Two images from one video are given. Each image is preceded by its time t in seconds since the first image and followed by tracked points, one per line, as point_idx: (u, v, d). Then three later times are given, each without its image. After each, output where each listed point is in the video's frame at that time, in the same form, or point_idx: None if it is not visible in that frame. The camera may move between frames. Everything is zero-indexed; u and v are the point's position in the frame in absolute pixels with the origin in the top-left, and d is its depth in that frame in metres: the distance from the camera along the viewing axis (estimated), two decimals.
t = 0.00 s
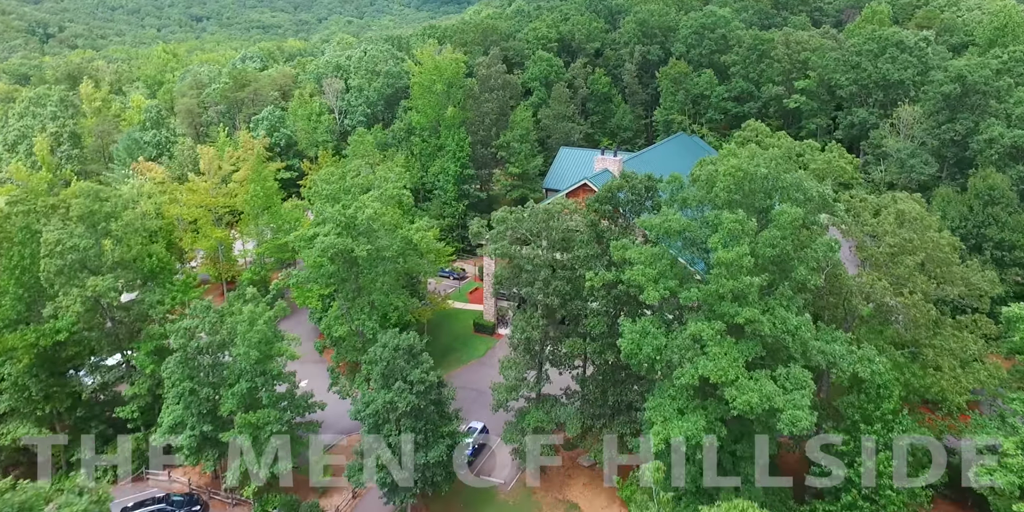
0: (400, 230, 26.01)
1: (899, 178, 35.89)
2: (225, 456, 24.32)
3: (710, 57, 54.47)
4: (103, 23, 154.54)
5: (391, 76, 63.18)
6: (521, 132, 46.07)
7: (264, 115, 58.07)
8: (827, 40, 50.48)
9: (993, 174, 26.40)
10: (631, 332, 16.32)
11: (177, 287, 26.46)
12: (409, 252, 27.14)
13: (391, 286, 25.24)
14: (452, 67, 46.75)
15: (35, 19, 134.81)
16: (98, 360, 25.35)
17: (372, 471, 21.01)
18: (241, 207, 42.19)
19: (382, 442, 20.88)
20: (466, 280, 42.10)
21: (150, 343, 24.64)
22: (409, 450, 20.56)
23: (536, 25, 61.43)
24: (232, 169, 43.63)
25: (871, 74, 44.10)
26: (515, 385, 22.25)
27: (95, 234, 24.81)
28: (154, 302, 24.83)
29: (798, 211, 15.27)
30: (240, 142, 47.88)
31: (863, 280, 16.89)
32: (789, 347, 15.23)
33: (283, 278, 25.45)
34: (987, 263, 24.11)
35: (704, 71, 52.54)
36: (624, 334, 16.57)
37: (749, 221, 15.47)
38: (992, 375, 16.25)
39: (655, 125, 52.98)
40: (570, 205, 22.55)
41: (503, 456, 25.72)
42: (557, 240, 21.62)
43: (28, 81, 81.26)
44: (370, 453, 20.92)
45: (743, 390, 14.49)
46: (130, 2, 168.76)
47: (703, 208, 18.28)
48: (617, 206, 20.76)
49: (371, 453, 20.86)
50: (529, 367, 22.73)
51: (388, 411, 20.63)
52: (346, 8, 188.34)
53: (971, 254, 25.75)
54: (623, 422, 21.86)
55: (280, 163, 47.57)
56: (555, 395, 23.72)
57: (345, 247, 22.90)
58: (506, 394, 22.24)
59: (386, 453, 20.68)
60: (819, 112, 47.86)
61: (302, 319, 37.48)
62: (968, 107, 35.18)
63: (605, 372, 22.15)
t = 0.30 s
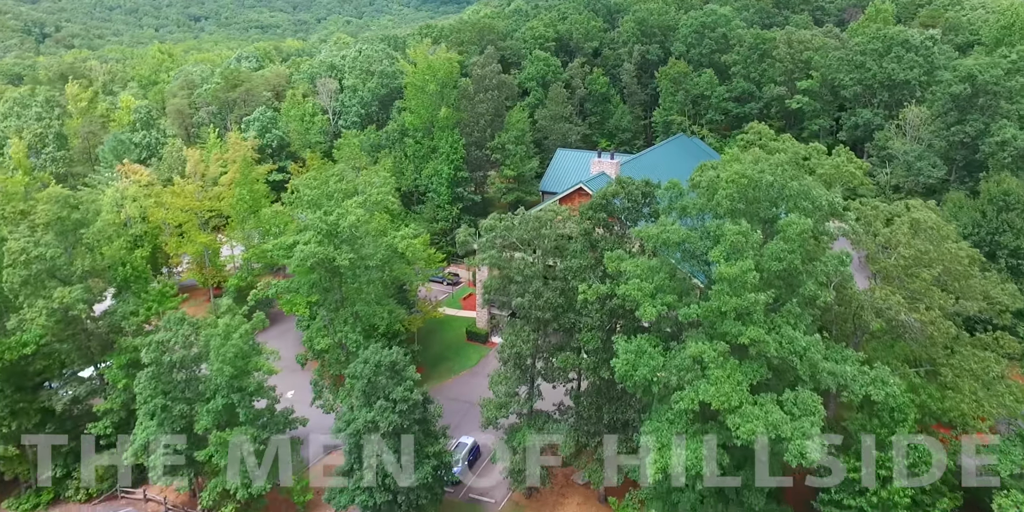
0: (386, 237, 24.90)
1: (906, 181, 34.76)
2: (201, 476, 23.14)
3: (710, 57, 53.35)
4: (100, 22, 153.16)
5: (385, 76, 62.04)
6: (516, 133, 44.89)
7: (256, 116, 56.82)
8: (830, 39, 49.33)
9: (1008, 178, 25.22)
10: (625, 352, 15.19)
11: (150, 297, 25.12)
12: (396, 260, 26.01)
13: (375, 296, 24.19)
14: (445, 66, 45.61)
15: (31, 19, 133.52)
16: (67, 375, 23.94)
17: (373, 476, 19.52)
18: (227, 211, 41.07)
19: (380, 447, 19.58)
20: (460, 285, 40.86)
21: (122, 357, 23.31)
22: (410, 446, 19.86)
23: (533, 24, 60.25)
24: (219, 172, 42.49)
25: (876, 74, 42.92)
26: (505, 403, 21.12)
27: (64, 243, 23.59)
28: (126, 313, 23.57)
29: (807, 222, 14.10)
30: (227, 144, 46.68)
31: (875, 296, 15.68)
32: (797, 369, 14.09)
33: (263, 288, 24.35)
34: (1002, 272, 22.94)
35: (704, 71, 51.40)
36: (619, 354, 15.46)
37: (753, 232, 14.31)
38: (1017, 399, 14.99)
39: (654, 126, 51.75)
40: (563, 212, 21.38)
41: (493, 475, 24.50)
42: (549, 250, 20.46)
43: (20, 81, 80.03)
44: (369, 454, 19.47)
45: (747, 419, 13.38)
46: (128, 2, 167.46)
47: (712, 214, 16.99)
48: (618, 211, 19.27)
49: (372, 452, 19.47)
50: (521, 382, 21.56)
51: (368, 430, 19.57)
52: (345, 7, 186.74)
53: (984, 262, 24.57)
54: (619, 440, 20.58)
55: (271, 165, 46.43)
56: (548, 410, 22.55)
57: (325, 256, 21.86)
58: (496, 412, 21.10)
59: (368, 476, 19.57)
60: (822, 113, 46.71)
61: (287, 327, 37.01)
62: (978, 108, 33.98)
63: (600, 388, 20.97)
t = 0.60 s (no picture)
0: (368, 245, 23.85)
1: (912, 184, 33.66)
2: (175, 496, 21.98)
3: (710, 56, 52.23)
4: (97, 22, 151.80)
5: (380, 76, 60.85)
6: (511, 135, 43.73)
7: (247, 117, 55.59)
8: (833, 38, 48.18)
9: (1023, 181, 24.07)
10: (620, 374, 14.04)
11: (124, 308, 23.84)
12: (380, 268, 24.93)
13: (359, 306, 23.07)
14: (438, 66, 44.44)
15: (27, 19, 132.20)
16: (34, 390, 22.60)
17: (374, 474, 18.45)
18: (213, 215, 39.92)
19: (381, 451, 18.60)
20: (454, 292, 39.72)
21: (91, 371, 22.07)
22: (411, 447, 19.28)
23: (530, 23, 59.07)
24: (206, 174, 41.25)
25: (881, 73, 41.76)
26: (494, 421, 19.96)
27: (30, 252, 22.36)
28: (97, 325, 22.37)
29: (816, 235, 12.98)
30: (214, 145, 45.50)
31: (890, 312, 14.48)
32: (806, 394, 12.95)
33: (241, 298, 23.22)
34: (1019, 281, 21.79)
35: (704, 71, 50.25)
36: (612, 376, 14.33)
37: (758, 245, 13.19)
38: None
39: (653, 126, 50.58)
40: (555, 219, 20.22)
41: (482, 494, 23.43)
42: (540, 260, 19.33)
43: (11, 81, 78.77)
44: (371, 457, 18.28)
45: (751, 450, 12.31)
46: (126, 2, 166.21)
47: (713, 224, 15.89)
48: (616, 217, 18.02)
49: (373, 456, 18.34)
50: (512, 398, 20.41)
51: (349, 452, 18.47)
52: (345, 7, 185.26)
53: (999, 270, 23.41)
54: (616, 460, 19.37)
55: (261, 167, 45.19)
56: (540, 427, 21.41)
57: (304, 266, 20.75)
58: (485, 430, 19.95)
59: (347, 500, 18.46)
60: (825, 114, 45.59)
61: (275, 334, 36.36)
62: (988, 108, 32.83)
63: (594, 405, 19.83)
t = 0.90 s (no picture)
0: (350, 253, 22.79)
1: (920, 187, 32.59)
2: None
3: (710, 56, 51.17)
4: (94, 22, 150.45)
5: (374, 76, 59.69)
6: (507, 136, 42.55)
7: (238, 118, 54.37)
8: (835, 37, 47.10)
9: None
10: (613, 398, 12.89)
11: (96, 318, 22.64)
12: (363, 277, 23.85)
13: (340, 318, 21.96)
14: (431, 65, 43.33)
15: (24, 19, 130.84)
16: None
17: (374, 473, 17.64)
18: (199, 219, 38.71)
19: (381, 450, 17.88)
20: (446, 297, 38.68)
21: (57, 386, 20.85)
22: (409, 448, 18.70)
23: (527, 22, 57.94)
24: (192, 177, 40.05)
25: (886, 73, 40.64)
26: (481, 439, 18.79)
27: None
28: (64, 337, 21.17)
29: (827, 250, 11.90)
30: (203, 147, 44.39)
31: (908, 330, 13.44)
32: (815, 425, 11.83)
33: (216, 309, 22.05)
34: None
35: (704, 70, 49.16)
36: (604, 400, 13.21)
37: (763, 259, 12.10)
38: None
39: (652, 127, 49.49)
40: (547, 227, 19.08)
41: None
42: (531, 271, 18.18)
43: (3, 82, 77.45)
44: (371, 455, 17.48)
45: (755, 488, 11.25)
46: (124, 1, 164.90)
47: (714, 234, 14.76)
48: (611, 225, 16.80)
49: (374, 454, 17.58)
50: (501, 415, 19.26)
51: (326, 476, 17.39)
52: (344, 8, 183.79)
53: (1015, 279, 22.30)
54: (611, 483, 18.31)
55: (249, 169, 44.02)
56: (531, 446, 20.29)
57: (282, 276, 19.65)
58: (472, 449, 18.79)
59: None
60: (828, 115, 44.51)
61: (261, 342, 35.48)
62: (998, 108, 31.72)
63: (588, 423, 18.73)
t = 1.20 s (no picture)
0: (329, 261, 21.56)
1: (928, 191, 31.46)
2: None
3: (710, 55, 50.06)
4: (91, 21, 149.21)
5: (368, 75, 58.52)
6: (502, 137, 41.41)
7: (229, 118, 53.20)
8: (838, 36, 46.00)
9: None
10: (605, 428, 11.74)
11: (64, 330, 21.32)
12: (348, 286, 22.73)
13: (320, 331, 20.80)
14: (424, 65, 42.22)
15: (20, 18, 129.57)
16: None
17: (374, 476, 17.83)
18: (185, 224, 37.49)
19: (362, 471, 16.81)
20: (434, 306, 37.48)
21: (19, 404, 19.63)
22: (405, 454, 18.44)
23: (524, 20, 56.81)
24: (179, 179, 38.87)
25: (892, 72, 39.52)
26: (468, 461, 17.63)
27: None
28: (28, 351, 19.95)
29: (840, 266, 10.83)
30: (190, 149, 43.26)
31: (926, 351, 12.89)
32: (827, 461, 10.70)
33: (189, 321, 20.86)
34: None
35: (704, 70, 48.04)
36: (596, 430, 12.10)
37: (771, 275, 11.07)
38: None
39: (652, 128, 48.39)
40: (537, 236, 18.04)
41: None
42: (519, 283, 17.17)
43: None
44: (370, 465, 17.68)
45: None
46: (122, 1, 163.52)
47: (714, 246, 13.81)
48: (606, 232, 15.60)
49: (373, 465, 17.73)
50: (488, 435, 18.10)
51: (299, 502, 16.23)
52: (342, 7, 182.29)
53: None
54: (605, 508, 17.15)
55: (238, 172, 42.81)
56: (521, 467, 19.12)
57: (257, 287, 18.54)
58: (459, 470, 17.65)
59: None
60: (832, 115, 43.40)
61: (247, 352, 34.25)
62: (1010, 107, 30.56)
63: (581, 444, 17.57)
